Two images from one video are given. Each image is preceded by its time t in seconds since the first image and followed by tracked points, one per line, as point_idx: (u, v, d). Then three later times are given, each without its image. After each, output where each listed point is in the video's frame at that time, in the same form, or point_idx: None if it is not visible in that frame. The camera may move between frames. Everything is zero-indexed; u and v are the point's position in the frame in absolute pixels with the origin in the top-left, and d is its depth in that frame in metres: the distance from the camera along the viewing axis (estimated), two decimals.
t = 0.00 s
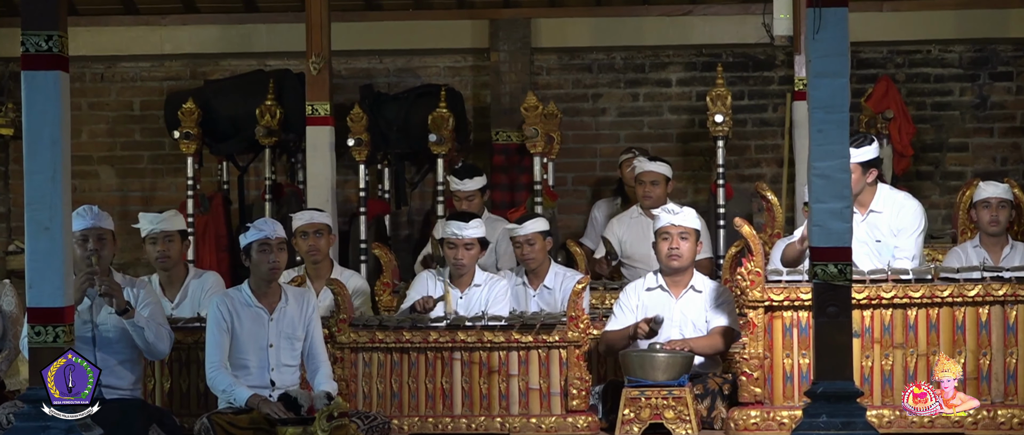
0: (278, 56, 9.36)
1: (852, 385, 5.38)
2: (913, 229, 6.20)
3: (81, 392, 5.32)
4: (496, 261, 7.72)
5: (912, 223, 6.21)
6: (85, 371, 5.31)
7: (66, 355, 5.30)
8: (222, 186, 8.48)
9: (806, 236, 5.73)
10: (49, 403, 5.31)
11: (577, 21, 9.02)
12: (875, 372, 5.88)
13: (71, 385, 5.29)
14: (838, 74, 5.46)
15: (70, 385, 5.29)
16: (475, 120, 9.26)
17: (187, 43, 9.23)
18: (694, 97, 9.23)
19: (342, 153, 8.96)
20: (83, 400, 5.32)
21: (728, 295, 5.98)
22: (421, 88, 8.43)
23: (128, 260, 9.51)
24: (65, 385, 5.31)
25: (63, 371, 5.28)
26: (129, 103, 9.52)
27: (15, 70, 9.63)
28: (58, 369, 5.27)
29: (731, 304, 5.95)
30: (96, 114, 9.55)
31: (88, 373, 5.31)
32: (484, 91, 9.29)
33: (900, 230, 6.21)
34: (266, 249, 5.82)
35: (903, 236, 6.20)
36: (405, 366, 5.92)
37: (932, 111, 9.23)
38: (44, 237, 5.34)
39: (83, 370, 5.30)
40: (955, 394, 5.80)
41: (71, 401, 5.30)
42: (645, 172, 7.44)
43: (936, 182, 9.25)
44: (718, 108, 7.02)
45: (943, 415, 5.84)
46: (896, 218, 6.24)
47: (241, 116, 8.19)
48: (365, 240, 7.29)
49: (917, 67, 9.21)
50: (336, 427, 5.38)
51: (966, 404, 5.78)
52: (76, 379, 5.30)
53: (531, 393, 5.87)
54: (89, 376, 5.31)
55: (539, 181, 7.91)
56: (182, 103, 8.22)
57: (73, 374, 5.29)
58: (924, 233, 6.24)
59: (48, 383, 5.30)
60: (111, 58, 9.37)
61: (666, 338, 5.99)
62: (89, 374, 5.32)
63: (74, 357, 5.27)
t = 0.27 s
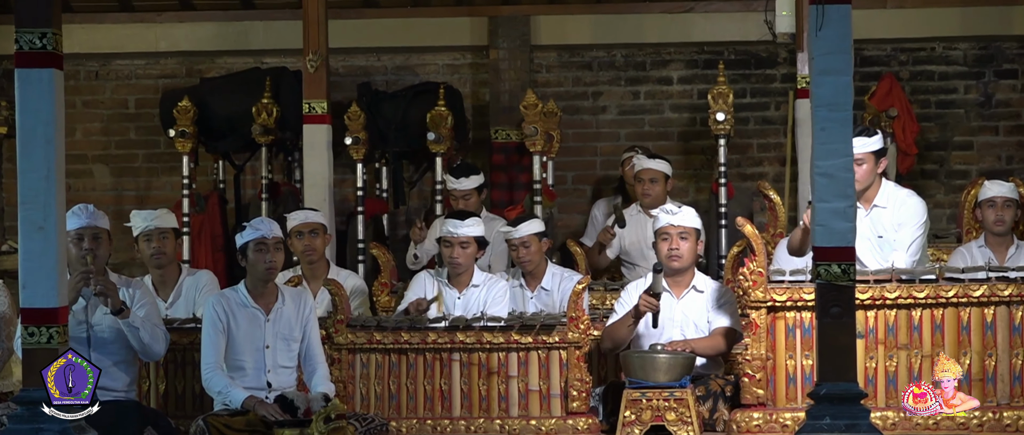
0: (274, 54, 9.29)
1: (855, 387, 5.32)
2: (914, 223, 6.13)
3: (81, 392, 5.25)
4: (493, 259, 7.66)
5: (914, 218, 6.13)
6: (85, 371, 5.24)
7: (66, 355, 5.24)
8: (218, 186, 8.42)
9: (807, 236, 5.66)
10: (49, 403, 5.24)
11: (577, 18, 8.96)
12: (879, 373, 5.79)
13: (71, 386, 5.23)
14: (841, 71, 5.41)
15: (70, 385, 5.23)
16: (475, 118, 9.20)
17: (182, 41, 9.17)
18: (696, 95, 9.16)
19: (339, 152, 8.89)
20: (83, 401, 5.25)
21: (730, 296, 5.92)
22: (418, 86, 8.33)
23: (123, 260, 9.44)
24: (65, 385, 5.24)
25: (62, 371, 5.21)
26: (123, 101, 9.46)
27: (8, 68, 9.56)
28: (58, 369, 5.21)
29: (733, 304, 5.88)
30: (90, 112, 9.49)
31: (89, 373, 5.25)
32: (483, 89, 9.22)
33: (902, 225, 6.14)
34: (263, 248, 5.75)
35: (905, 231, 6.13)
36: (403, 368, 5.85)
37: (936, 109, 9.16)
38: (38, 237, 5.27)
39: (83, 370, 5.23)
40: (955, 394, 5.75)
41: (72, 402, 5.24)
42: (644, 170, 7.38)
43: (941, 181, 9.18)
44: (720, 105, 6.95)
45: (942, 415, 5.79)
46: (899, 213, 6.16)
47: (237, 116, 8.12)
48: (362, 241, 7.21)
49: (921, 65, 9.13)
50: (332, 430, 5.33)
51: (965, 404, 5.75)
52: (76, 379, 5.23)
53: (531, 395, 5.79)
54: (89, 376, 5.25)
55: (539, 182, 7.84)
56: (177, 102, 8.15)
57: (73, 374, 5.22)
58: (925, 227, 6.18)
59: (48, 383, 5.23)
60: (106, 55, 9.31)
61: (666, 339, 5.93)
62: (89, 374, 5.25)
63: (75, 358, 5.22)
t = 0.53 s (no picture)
0: (273, 52, 9.25)
1: (856, 388, 5.29)
2: (916, 222, 6.10)
3: (81, 391, 5.21)
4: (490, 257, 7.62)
5: (916, 218, 6.10)
6: (86, 371, 5.19)
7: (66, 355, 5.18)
8: (216, 185, 8.39)
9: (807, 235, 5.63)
10: (49, 403, 5.20)
11: (577, 17, 8.93)
12: (879, 373, 5.78)
13: (71, 386, 5.17)
14: (842, 70, 5.39)
15: (71, 384, 5.18)
16: (474, 118, 9.16)
17: (180, 39, 9.14)
18: (696, 94, 9.13)
19: (338, 151, 8.86)
20: (84, 400, 5.20)
21: (731, 296, 5.88)
22: (417, 85, 8.29)
23: (120, 260, 9.41)
24: (65, 385, 5.19)
25: (62, 371, 5.17)
26: (120, 100, 9.43)
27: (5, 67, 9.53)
28: (58, 369, 5.16)
29: (733, 304, 5.84)
30: (87, 112, 9.46)
31: (89, 373, 5.19)
32: (481, 88, 9.18)
33: (904, 224, 6.11)
34: (261, 248, 5.73)
35: (906, 230, 6.09)
36: (402, 368, 5.82)
37: (937, 108, 9.13)
38: (34, 236, 5.24)
39: (83, 369, 5.18)
40: (955, 393, 5.73)
41: (72, 402, 5.19)
42: (641, 171, 7.36)
43: (942, 181, 9.15)
44: (720, 105, 6.92)
45: (943, 415, 5.77)
46: (901, 212, 6.13)
47: (235, 114, 8.08)
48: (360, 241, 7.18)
49: (923, 64, 9.09)
50: (331, 430, 5.32)
51: (965, 404, 5.72)
52: (76, 380, 5.18)
53: (530, 396, 5.77)
54: (89, 376, 5.19)
55: (538, 181, 7.82)
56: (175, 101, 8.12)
57: (73, 374, 5.17)
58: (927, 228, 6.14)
59: (48, 383, 5.18)
60: (102, 54, 9.28)
61: (666, 339, 5.86)
62: (89, 374, 5.20)
63: (75, 357, 5.16)
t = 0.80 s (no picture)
0: (272, 53, 9.24)
1: (856, 390, 5.29)
2: (915, 223, 6.09)
3: (81, 392, 5.22)
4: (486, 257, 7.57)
5: (915, 218, 6.09)
6: (86, 371, 5.21)
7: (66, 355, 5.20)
8: (215, 187, 8.38)
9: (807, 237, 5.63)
10: (49, 403, 5.21)
11: (576, 18, 8.92)
12: (879, 375, 5.76)
13: (71, 386, 5.19)
14: (842, 72, 5.40)
15: (70, 385, 5.19)
16: (473, 119, 9.15)
17: (179, 40, 9.13)
18: (696, 95, 9.12)
19: (337, 152, 8.85)
20: (83, 400, 5.22)
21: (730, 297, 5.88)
22: (418, 86, 8.31)
23: (119, 261, 9.40)
24: (65, 385, 5.20)
25: (62, 371, 5.17)
26: (119, 101, 9.42)
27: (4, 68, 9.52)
28: (58, 369, 5.17)
29: (732, 306, 5.83)
30: (86, 113, 9.44)
31: (89, 373, 5.21)
32: (481, 89, 9.17)
33: (903, 224, 6.10)
34: (259, 249, 5.73)
35: (905, 230, 6.08)
36: (401, 370, 5.81)
37: (938, 110, 9.11)
38: (33, 238, 5.22)
39: (83, 370, 5.20)
40: (955, 394, 5.71)
41: (71, 401, 5.20)
42: (637, 175, 7.34)
43: (942, 183, 9.14)
44: (720, 107, 6.91)
45: (942, 415, 5.74)
46: (901, 212, 6.12)
47: (234, 114, 8.07)
48: (360, 242, 7.17)
49: (923, 66, 9.08)
50: (330, 432, 5.31)
51: (965, 404, 5.71)
52: (76, 380, 5.20)
53: (529, 398, 5.76)
54: (89, 376, 5.22)
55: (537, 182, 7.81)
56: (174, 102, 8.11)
57: (72, 374, 5.18)
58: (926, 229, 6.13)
59: (48, 383, 5.19)
60: (101, 55, 9.27)
61: (666, 342, 5.87)
62: (89, 374, 5.22)
63: (74, 357, 5.17)
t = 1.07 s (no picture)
0: (270, 52, 9.23)
1: (854, 389, 5.34)
2: (913, 222, 6.09)
3: (81, 392, 5.21)
4: (486, 256, 7.57)
5: (913, 217, 6.09)
6: (86, 371, 5.18)
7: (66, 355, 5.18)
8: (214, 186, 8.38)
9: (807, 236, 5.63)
10: (49, 403, 5.20)
11: (575, 18, 8.92)
12: (878, 374, 5.76)
13: (71, 385, 5.17)
14: (841, 71, 5.42)
15: (70, 385, 5.18)
16: (472, 118, 9.15)
17: (177, 39, 9.13)
18: (694, 94, 9.12)
19: (336, 151, 8.85)
20: (83, 400, 5.19)
21: (730, 296, 5.85)
22: (417, 85, 8.31)
23: (118, 260, 9.40)
24: (65, 385, 5.19)
25: (62, 371, 5.16)
26: (118, 100, 9.41)
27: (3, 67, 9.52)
28: (58, 369, 5.15)
29: (732, 304, 5.82)
30: (85, 112, 9.45)
31: (89, 374, 5.19)
32: (480, 88, 9.17)
33: (902, 223, 6.10)
34: (258, 248, 5.72)
35: (904, 229, 6.08)
36: (400, 369, 5.81)
37: (937, 109, 9.12)
38: (32, 237, 5.22)
39: (83, 370, 5.18)
40: (955, 394, 5.70)
41: (72, 400, 5.19)
42: (638, 181, 7.31)
43: (941, 182, 9.14)
44: (719, 105, 6.91)
45: (942, 414, 5.75)
46: (899, 211, 6.12)
47: (233, 113, 8.08)
48: (358, 240, 7.17)
49: (922, 65, 9.08)
50: (329, 431, 5.31)
51: (965, 404, 5.70)
52: (76, 379, 5.18)
53: (528, 396, 5.76)
54: (89, 376, 5.19)
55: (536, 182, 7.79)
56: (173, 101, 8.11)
57: (72, 374, 5.17)
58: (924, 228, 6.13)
59: (48, 383, 5.18)
60: (100, 54, 9.27)
61: (665, 340, 5.85)
62: (89, 374, 5.20)
63: (74, 358, 5.15)
